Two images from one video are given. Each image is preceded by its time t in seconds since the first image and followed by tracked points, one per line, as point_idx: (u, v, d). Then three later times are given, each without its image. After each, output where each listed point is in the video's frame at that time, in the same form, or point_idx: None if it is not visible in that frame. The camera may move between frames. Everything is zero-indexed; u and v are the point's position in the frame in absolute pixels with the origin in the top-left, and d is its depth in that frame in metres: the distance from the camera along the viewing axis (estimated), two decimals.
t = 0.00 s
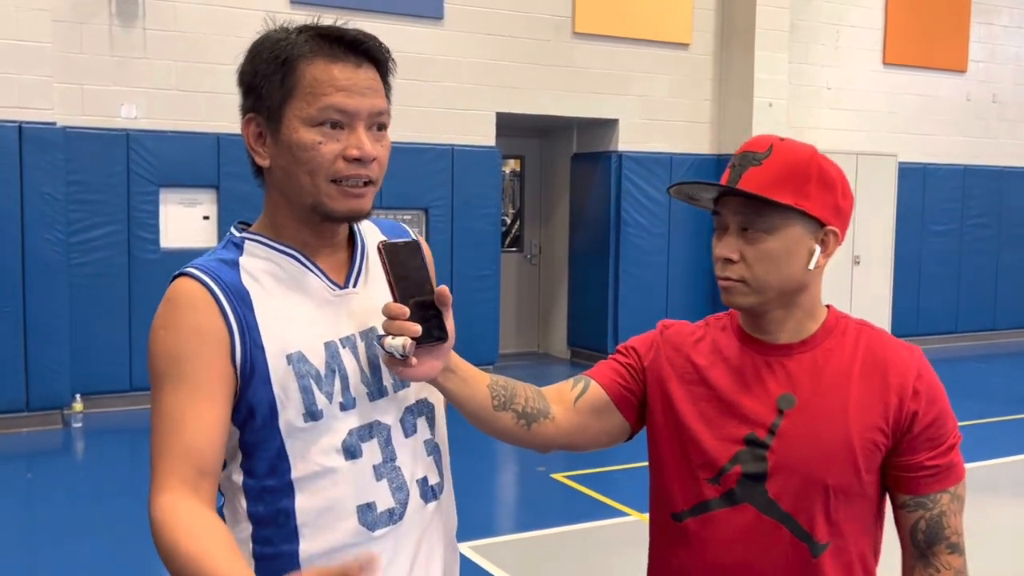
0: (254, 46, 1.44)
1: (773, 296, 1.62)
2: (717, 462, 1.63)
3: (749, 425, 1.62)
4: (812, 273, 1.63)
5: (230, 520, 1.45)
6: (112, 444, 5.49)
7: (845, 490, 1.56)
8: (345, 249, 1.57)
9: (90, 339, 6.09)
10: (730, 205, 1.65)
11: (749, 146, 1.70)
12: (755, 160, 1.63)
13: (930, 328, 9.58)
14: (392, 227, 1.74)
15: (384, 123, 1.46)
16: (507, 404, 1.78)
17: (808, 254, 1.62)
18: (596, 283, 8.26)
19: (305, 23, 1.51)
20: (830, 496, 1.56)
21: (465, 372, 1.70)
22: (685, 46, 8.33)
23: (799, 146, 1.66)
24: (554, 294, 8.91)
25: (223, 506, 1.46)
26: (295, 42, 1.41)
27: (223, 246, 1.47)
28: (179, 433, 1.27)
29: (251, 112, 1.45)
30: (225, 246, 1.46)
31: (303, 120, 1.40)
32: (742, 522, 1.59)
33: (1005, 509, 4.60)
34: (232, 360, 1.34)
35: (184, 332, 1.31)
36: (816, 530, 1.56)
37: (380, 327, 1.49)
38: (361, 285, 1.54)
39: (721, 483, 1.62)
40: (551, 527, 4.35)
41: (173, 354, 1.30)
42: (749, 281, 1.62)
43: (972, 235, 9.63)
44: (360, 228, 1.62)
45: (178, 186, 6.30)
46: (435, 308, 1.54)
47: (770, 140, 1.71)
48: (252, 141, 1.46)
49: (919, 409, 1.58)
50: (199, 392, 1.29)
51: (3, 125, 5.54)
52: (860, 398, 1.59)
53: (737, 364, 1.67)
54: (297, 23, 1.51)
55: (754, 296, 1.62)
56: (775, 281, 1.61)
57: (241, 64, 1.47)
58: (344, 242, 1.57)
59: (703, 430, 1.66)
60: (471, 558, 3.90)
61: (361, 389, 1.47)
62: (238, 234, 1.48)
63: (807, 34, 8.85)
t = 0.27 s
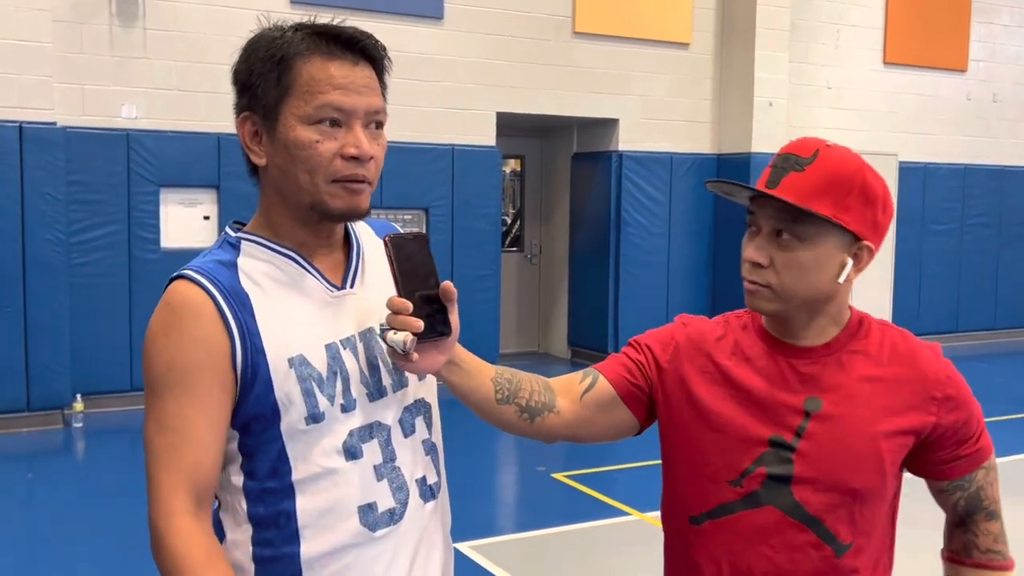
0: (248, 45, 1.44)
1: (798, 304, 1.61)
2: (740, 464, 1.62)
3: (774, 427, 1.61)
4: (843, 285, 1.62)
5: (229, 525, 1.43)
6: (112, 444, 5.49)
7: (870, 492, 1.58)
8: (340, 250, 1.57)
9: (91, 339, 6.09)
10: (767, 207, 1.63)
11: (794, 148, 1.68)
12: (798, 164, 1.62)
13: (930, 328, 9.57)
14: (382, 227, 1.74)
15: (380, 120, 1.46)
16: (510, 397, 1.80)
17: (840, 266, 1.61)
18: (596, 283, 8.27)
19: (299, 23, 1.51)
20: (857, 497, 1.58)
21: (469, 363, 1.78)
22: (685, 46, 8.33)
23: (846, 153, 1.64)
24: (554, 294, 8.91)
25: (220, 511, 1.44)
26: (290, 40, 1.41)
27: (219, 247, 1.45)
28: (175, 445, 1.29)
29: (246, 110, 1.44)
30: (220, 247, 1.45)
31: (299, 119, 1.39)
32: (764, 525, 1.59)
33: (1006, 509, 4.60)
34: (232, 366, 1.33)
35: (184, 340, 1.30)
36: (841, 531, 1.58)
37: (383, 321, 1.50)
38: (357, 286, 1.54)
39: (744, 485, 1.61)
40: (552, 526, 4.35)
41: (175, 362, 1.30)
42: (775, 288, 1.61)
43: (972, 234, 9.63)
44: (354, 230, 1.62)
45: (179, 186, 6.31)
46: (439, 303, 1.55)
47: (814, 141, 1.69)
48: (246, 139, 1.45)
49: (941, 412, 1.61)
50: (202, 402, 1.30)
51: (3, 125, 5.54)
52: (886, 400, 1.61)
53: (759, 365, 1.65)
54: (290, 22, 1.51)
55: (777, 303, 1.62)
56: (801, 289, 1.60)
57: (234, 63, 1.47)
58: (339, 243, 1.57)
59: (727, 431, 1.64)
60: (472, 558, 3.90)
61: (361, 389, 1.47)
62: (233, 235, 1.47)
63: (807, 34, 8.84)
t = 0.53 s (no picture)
0: (248, 42, 1.43)
1: (822, 315, 1.59)
2: (762, 464, 1.61)
3: (797, 429, 1.61)
4: (866, 296, 1.61)
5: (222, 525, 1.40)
6: (112, 444, 5.49)
7: (891, 495, 1.59)
8: (337, 249, 1.57)
9: (92, 339, 6.10)
10: (791, 219, 1.61)
11: (822, 155, 1.67)
12: (828, 175, 1.61)
13: (931, 328, 9.57)
14: (378, 225, 1.74)
15: (379, 123, 1.45)
16: (520, 394, 1.80)
17: (864, 279, 1.61)
18: (596, 283, 8.27)
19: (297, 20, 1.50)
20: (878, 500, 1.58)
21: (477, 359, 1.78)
22: (685, 46, 8.33)
23: (875, 164, 1.63)
24: (555, 293, 8.91)
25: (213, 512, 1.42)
26: (291, 40, 1.40)
27: (214, 245, 1.45)
28: (184, 448, 1.29)
29: (244, 109, 1.44)
30: (216, 246, 1.45)
31: (298, 120, 1.39)
32: (786, 526, 1.58)
33: (1006, 509, 4.60)
34: (229, 365, 1.33)
35: (189, 343, 1.30)
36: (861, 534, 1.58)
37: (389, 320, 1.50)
38: (354, 285, 1.54)
39: (767, 486, 1.60)
40: (553, 526, 4.35)
41: (176, 362, 1.30)
42: (800, 300, 1.60)
43: (972, 233, 9.63)
44: (351, 229, 1.62)
45: (180, 186, 6.31)
46: (445, 303, 1.53)
47: (847, 147, 1.67)
48: (243, 137, 1.45)
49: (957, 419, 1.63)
50: (204, 402, 1.30)
51: (4, 125, 5.54)
52: (907, 403, 1.61)
53: (781, 366, 1.65)
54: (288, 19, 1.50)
55: (801, 313, 1.60)
56: (827, 301, 1.58)
57: (234, 58, 1.46)
58: (335, 243, 1.57)
59: (750, 431, 1.63)
60: (472, 558, 3.90)
61: (355, 390, 1.47)
62: (229, 234, 1.47)
63: (808, 33, 8.84)
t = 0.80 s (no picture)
0: (255, 43, 1.42)
1: (836, 321, 1.60)
2: (778, 469, 1.61)
3: (812, 434, 1.61)
4: (880, 303, 1.62)
5: (215, 527, 1.41)
6: (113, 444, 5.50)
7: (910, 500, 1.57)
8: (333, 252, 1.56)
9: (93, 340, 6.10)
10: (805, 227, 1.62)
11: (837, 160, 1.66)
12: (843, 183, 1.61)
13: (932, 327, 9.58)
14: (379, 229, 1.73)
15: (387, 126, 1.46)
16: (527, 397, 1.82)
17: (879, 285, 1.61)
18: (597, 284, 8.27)
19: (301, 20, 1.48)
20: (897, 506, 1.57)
21: (484, 364, 1.81)
22: (685, 46, 8.33)
23: (893, 171, 1.62)
24: (555, 294, 8.91)
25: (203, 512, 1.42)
26: (303, 42, 1.39)
27: (210, 246, 1.45)
28: (161, 451, 1.29)
29: (252, 109, 1.43)
30: (211, 246, 1.45)
31: (313, 122, 1.39)
32: (804, 530, 1.58)
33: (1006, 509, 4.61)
34: (216, 369, 1.33)
35: (176, 347, 1.30)
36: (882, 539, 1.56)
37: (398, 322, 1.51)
38: (348, 289, 1.53)
39: (783, 491, 1.60)
40: (553, 526, 4.35)
41: (162, 364, 1.30)
42: (814, 306, 1.60)
43: (973, 234, 9.64)
44: (348, 234, 1.61)
45: (181, 187, 6.31)
46: (453, 302, 1.54)
47: (862, 154, 1.66)
48: (251, 138, 1.44)
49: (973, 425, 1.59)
50: (187, 406, 1.30)
51: (5, 126, 5.55)
52: (923, 409, 1.60)
53: (796, 372, 1.65)
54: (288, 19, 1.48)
55: (816, 320, 1.60)
56: (841, 308, 1.58)
57: (237, 59, 1.45)
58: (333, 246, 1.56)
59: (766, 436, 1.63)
60: (472, 558, 3.90)
61: (348, 396, 1.46)
62: (225, 233, 1.47)
63: (808, 33, 8.84)
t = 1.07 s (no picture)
0: (271, 44, 1.38)
1: (839, 318, 1.60)
2: (780, 471, 1.62)
3: (814, 435, 1.61)
4: (883, 300, 1.62)
5: (205, 532, 1.39)
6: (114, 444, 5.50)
7: (912, 501, 1.57)
8: (320, 255, 1.53)
9: (93, 340, 6.10)
10: (808, 223, 1.62)
11: (839, 159, 1.66)
12: (843, 180, 1.61)
13: (932, 327, 9.58)
14: (370, 233, 1.70)
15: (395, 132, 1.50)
16: (533, 395, 1.84)
17: (881, 282, 1.61)
18: (597, 284, 8.27)
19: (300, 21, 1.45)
20: (898, 507, 1.57)
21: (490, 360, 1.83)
22: (686, 46, 8.34)
23: (891, 167, 1.62)
24: (555, 294, 8.91)
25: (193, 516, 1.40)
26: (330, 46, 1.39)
27: (197, 249, 1.43)
28: (158, 458, 1.28)
29: (277, 113, 1.38)
30: (198, 250, 1.43)
31: (346, 125, 1.40)
32: (806, 531, 1.59)
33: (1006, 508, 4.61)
34: (207, 375, 1.31)
35: (168, 353, 1.29)
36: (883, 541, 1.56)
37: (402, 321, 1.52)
38: (337, 292, 1.50)
39: (785, 492, 1.61)
40: (554, 527, 4.35)
41: (154, 371, 1.28)
42: (817, 302, 1.61)
43: (973, 234, 9.64)
44: (337, 237, 1.58)
45: (181, 187, 6.31)
46: (456, 302, 1.56)
47: (858, 153, 1.66)
48: (275, 143, 1.39)
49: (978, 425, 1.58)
50: (181, 413, 1.29)
51: (5, 127, 5.55)
52: (925, 410, 1.60)
53: (800, 373, 1.66)
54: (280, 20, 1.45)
55: (818, 316, 1.61)
56: (844, 305, 1.59)
57: (243, 60, 1.38)
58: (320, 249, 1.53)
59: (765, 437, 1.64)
60: (473, 559, 3.90)
61: (338, 400, 1.44)
62: (213, 236, 1.45)
63: (808, 34, 8.85)
